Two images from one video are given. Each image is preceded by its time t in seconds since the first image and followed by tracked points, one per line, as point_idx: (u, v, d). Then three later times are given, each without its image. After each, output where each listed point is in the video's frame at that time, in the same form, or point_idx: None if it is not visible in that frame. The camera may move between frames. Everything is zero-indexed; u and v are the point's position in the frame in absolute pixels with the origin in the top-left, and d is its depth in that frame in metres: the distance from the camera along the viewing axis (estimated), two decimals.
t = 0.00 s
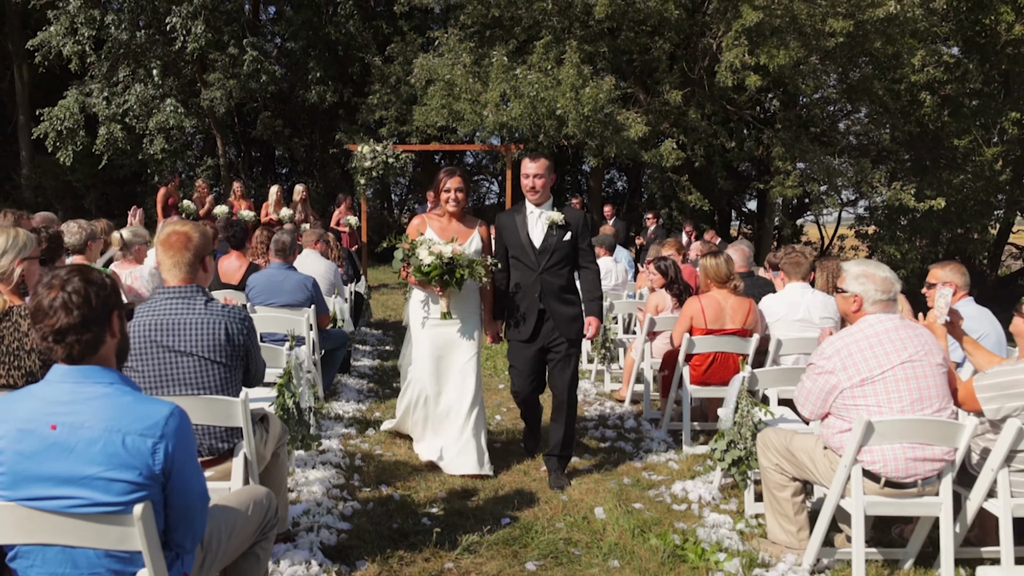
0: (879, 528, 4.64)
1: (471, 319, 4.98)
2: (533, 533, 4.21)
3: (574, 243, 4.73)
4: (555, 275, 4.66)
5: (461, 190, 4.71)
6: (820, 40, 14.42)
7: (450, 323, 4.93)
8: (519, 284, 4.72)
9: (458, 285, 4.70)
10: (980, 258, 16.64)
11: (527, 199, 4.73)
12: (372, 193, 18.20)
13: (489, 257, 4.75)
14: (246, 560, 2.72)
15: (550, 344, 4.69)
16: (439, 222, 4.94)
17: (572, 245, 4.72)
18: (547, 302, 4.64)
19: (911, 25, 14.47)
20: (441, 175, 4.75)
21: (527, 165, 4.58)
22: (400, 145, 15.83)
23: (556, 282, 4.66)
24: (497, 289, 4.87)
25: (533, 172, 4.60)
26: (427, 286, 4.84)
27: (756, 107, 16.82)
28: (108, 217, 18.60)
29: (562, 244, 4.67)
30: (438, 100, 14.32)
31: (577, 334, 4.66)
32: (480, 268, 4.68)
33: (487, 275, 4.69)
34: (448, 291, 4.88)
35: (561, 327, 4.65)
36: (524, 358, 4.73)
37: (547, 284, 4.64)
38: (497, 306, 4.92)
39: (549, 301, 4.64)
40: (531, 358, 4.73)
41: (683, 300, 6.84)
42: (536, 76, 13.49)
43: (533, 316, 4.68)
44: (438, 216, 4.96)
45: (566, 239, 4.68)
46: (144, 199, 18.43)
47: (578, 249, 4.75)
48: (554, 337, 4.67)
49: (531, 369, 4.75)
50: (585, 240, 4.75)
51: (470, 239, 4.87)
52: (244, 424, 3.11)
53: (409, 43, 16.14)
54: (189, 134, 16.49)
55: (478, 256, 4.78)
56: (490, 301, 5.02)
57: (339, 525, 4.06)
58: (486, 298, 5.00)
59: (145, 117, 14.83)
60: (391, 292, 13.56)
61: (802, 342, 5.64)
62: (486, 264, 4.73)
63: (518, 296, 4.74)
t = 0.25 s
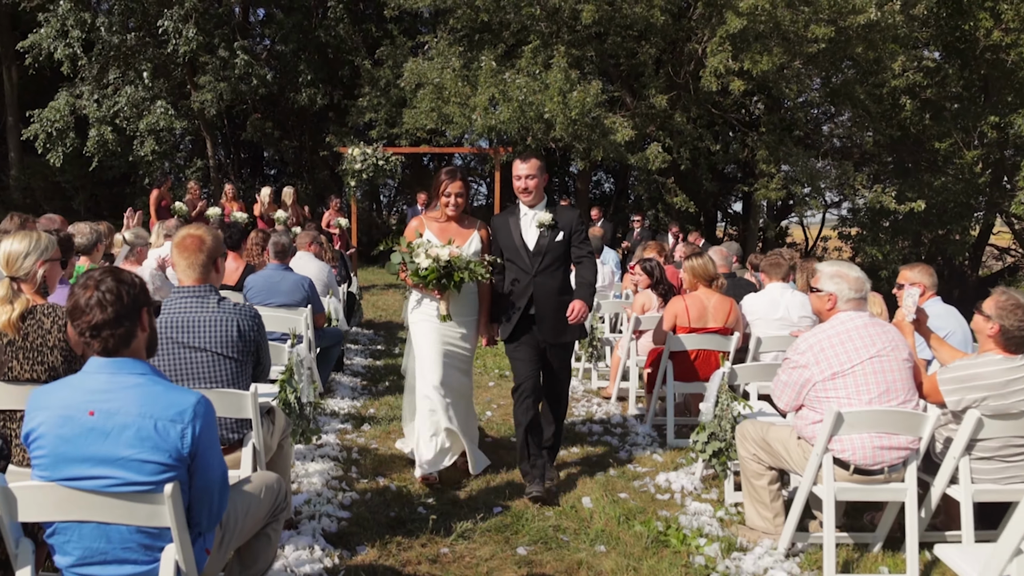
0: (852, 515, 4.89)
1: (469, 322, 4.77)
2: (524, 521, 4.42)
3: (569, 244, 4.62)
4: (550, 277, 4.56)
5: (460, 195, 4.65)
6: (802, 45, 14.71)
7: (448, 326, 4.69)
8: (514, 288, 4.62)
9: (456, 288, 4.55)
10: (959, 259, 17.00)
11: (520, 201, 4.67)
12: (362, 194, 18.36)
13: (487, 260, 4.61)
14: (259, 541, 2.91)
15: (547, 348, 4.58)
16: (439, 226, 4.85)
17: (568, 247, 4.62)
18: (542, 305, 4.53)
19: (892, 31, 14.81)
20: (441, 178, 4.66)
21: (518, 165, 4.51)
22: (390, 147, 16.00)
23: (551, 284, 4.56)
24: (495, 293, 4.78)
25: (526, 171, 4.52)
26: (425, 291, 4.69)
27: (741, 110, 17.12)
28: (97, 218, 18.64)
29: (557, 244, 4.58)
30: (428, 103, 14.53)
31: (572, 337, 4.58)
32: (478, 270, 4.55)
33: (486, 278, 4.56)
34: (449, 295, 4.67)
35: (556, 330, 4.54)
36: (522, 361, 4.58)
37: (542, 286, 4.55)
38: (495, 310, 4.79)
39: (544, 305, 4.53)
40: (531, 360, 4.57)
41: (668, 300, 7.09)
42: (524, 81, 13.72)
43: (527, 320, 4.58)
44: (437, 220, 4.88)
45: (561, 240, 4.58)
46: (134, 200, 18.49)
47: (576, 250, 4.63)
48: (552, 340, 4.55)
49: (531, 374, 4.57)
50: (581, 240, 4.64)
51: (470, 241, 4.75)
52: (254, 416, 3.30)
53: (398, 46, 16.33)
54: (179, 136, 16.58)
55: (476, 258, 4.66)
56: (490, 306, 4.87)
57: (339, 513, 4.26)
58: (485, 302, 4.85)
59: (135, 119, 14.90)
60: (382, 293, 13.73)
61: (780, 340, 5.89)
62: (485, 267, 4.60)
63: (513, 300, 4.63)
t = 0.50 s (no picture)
0: (820, 503, 5.16)
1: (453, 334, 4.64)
2: (509, 510, 4.63)
3: (557, 253, 4.57)
4: (538, 286, 4.51)
5: (445, 203, 4.56)
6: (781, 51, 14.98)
7: (432, 337, 4.56)
8: (502, 297, 4.55)
9: (444, 295, 4.42)
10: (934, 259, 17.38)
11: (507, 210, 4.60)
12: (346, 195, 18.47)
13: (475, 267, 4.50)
14: (262, 525, 3.11)
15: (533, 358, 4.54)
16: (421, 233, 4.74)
17: (556, 256, 4.57)
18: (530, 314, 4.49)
19: (867, 35, 15.12)
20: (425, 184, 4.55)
21: (505, 173, 4.44)
22: (374, 149, 16.13)
23: (540, 293, 4.52)
24: (480, 301, 4.70)
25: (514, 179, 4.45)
26: (413, 299, 4.54)
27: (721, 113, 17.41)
28: (81, 219, 18.61)
29: (545, 253, 4.51)
30: (412, 105, 14.68)
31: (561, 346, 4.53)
32: (466, 278, 4.45)
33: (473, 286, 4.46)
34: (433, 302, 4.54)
35: (543, 340, 4.51)
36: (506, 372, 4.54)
37: (530, 296, 4.50)
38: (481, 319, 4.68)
39: (532, 314, 4.49)
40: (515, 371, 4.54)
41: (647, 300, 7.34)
42: (508, 84, 13.90)
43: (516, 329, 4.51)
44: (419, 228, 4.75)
45: (550, 248, 4.52)
46: (117, 201, 18.48)
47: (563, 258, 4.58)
48: (538, 351, 4.51)
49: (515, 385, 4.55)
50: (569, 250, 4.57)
51: (455, 249, 4.66)
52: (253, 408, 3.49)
53: (383, 48, 16.46)
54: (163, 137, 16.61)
55: (463, 265, 4.56)
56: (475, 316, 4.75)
57: (332, 503, 4.46)
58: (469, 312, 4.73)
59: (120, 120, 14.91)
60: (368, 293, 13.88)
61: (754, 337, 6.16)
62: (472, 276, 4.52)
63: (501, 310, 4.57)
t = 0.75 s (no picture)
0: (788, 495, 5.42)
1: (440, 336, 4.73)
2: (492, 502, 4.81)
3: (548, 257, 4.55)
4: (529, 291, 4.48)
5: (429, 204, 4.58)
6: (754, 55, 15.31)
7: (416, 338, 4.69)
8: (491, 301, 4.53)
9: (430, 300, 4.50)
10: (904, 259, 17.81)
11: (498, 211, 4.57)
12: (326, 196, 18.56)
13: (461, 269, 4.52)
14: (261, 514, 3.28)
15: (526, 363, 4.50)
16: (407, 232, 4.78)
17: (548, 260, 4.54)
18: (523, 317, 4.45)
19: (838, 40, 15.49)
20: (409, 183, 4.58)
21: (500, 176, 4.38)
22: (355, 150, 16.23)
23: (531, 298, 4.47)
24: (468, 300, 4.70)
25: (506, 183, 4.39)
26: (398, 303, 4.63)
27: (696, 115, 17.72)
28: (58, 219, 18.51)
29: (537, 258, 4.49)
30: (392, 108, 14.83)
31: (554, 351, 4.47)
32: (452, 281, 4.47)
33: (459, 290, 4.49)
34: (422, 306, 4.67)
35: (535, 345, 4.47)
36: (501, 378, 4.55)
37: (522, 299, 4.46)
38: (468, 322, 4.68)
39: (523, 319, 4.46)
40: (508, 377, 4.54)
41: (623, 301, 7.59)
42: (487, 86, 14.07)
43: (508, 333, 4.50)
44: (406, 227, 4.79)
45: (541, 254, 4.50)
46: (95, 201, 18.41)
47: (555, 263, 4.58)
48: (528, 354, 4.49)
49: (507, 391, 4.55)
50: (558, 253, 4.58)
51: (440, 249, 4.68)
52: (250, 404, 3.67)
53: (363, 50, 16.58)
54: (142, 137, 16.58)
55: (449, 267, 4.59)
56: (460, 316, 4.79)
57: (322, 497, 4.64)
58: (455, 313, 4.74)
59: (99, 120, 14.86)
60: (350, 293, 14.00)
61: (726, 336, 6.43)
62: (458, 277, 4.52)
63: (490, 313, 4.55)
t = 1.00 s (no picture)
0: (754, 485, 5.68)
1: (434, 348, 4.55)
2: (472, 495, 5.01)
3: (544, 272, 4.43)
4: (524, 306, 4.37)
5: (422, 214, 4.37)
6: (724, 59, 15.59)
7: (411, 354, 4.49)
8: (486, 316, 4.41)
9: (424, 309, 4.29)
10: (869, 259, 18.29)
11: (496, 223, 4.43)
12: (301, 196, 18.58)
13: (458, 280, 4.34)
14: (256, 505, 3.44)
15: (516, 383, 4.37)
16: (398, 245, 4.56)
17: (543, 276, 4.43)
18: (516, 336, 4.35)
19: (806, 45, 15.85)
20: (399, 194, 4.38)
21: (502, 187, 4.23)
22: (330, 150, 16.28)
23: (526, 315, 4.37)
24: (461, 313, 4.56)
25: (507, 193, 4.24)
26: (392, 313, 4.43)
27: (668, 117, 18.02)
28: (28, 218, 18.33)
29: (534, 272, 4.38)
30: (368, 109, 14.94)
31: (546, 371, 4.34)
32: (450, 287, 4.28)
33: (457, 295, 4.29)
34: (416, 316, 4.47)
35: (527, 365, 4.35)
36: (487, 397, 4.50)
37: (516, 316, 4.35)
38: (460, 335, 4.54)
39: (516, 336, 4.36)
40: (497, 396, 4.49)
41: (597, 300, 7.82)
42: (462, 88, 14.20)
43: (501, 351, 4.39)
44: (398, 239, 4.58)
45: (538, 269, 4.39)
46: (66, 201, 18.25)
47: (551, 280, 4.47)
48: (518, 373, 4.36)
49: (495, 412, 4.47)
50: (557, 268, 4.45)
51: (433, 260, 4.49)
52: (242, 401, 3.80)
53: (338, 51, 16.65)
54: (115, 136, 16.49)
55: (444, 276, 4.42)
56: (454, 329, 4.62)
57: (309, 491, 4.80)
58: (448, 325, 4.56)
59: (71, 120, 14.75)
60: (326, 293, 14.08)
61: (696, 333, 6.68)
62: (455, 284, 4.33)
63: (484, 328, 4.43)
